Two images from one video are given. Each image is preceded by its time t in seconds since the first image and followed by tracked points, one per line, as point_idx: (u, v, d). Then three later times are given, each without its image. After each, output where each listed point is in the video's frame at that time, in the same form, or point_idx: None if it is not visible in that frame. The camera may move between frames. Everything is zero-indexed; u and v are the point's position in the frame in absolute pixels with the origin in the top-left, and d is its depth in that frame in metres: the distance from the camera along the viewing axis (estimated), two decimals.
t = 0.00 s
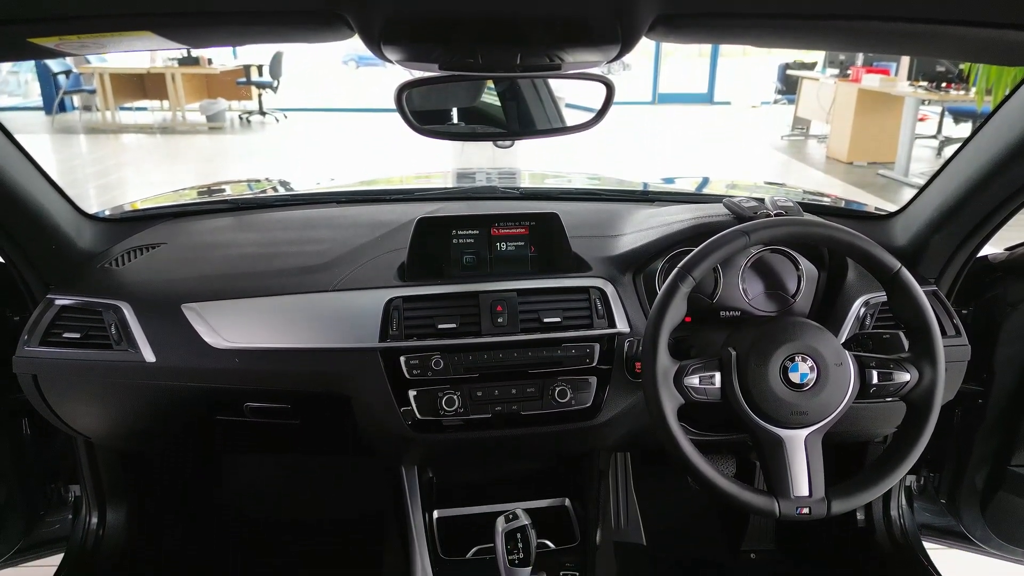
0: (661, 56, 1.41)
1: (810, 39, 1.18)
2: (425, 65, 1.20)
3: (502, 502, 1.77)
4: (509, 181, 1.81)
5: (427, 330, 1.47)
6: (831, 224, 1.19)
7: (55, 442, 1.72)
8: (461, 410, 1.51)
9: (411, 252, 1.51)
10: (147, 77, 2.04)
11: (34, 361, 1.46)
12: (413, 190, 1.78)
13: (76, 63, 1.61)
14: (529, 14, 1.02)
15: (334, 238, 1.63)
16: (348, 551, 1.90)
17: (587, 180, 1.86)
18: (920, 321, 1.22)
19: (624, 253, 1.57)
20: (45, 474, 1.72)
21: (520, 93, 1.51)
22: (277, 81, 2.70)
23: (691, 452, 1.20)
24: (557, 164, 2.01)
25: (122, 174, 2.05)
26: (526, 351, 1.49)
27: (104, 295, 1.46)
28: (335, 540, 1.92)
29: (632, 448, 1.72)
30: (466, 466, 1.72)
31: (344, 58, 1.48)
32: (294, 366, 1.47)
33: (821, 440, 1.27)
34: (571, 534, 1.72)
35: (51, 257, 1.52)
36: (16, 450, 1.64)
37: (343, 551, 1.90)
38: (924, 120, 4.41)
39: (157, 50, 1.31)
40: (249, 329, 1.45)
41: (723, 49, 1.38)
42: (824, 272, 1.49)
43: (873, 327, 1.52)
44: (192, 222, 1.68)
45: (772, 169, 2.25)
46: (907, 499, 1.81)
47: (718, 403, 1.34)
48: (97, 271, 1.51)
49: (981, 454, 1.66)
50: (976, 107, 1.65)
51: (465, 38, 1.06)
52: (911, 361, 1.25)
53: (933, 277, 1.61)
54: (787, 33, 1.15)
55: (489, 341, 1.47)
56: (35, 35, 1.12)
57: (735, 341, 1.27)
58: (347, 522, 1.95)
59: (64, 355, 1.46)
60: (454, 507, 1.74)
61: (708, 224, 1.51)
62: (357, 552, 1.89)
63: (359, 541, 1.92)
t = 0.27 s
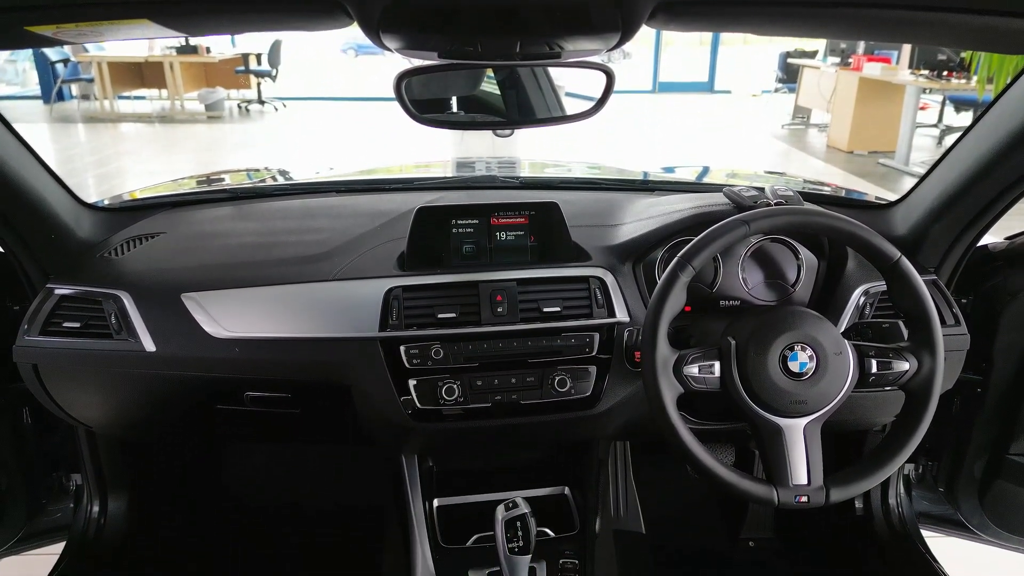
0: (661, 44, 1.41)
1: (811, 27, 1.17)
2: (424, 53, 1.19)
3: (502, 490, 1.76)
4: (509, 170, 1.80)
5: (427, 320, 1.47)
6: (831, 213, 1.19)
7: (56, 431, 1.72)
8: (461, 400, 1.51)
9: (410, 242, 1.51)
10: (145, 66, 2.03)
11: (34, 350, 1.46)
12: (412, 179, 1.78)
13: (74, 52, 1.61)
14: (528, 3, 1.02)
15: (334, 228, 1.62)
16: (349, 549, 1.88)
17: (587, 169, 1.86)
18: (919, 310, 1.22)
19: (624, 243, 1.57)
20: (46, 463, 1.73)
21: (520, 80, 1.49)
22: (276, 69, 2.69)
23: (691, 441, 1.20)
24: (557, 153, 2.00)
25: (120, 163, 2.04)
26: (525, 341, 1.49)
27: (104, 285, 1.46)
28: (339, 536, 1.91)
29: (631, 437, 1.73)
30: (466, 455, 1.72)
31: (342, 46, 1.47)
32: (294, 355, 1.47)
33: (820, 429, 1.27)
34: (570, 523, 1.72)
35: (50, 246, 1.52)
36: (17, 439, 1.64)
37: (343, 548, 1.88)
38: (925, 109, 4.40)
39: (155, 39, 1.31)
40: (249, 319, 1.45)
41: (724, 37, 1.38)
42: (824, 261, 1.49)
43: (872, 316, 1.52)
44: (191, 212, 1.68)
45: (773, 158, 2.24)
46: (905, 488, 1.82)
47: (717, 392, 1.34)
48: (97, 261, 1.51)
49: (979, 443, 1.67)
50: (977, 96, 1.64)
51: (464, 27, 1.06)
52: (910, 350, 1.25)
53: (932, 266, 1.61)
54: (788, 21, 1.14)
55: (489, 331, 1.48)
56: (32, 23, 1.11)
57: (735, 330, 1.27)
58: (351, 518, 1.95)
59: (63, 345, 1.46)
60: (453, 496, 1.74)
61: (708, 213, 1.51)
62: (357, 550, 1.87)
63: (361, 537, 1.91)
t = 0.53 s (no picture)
0: (661, 33, 1.40)
1: (811, 15, 1.17)
2: (423, 42, 1.19)
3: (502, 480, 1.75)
4: (509, 159, 1.80)
5: (427, 309, 1.47)
6: (831, 202, 1.19)
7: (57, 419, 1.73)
8: (461, 389, 1.51)
9: (410, 231, 1.51)
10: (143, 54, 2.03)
11: (35, 340, 1.46)
12: (412, 168, 1.77)
13: (72, 40, 1.60)
14: None
15: (333, 217, 1.62)
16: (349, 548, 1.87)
17: (587, 158, 1.86)
18: (919, 299, 1.23)
19: (624, 232, 1.57)
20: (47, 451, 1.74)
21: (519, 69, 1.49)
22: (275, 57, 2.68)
23: (690, 430, 1.20)
24: (557, 142, 2.00)
25: (119, 152, 2.04)
26: (525, 330, 1.49)
27: (103, 274, 1.46)
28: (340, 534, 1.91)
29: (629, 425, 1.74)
30: (466, 444, 1.73)
31: (341, 35, 1.46)
32: (294, 345, 1.47)
33: (819, 417, 1.27)
34: (570, 510, 1.72)
35: (49, 236, 1.52)
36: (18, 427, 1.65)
37: (342, 548, 1.87)
38: (927, 98, 4.39)
39: (153, 27, 1.30)
40: (248, 308, 1.46)
41: (724, 26, 1.37)
42: (823, 250, 1.49)
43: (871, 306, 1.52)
44: (190, 201, 1.68)
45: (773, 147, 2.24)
46: (904, 476, 1.83)
47: (717, 381, 1.35)
48: (96, 250, 1.51)
49: (977, 431, 1.67)
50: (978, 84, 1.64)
51: (464, 14, 1.05)
52: (909, 340, 1.25)
53: (932, 255, 1.61)
54: (789, 9, 1.14)
55: (489, 320, 1.48)
56: (29, 11, 1.11)
57: (734, 319, 1.28)
58: (351, 517, 1.94)
59: (64, 334, 1.46)
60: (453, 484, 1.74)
61: (707, 202, 1.51)
62: (357, 550, 1.87)
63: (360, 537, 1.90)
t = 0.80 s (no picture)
0: (662, 21, 1.40)
1: (812, 3, 1.16)
2: (421, 30, 1.18)
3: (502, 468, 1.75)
4: (509, 148, 1.79)
5: (426, 298, 1.47)
6: (830, 190, 1.19)
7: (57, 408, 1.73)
8: (460, 378, 1.52)
9: (409, 220, 1.50)
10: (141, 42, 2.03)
11: (35, 329, 1.46)
12: (411, 157, 1.77)
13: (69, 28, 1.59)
14: None
15: (332, 206, 1.62)
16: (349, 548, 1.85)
17: (587, 147, 1.86)
18: (918, 288, 1.22)
19: (623, 221, 1.57)
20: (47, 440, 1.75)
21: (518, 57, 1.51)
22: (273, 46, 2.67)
23: (689, 418, 1.21)
24: (557, 130, 1.99)
25: (118, 142, 2.03)
26: (525, 320, 1.49)
27: (102, 264, 1.46)
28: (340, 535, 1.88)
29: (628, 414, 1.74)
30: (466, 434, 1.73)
31: (340, 23, 1.46)
32: (293, 334, 1.47)
33: (818, 406, 1.28)
34: (569, 499, 1.72)
35: (48, 225, 1.51)
36: (18, 417, 1.65)
37: (342, 548, 1.85)
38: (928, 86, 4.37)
39: (150, 15, 1.30)
40: (248, 298, 1.46)
41: (725, 14, 1.36)
42: (823, 239, 1.49)
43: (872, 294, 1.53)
44: (189, 190, 1.67)
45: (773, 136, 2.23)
46: (902, 465, 1.84)
47: (716, 370, 1.35)
48: (95, 240, 1.51)
49: (976, 420, 1.68)
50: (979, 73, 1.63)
51: (463, 2, 1.05)
52: (908, 329, 1.25)
53: (932, 244, 1.61)
54: None
55: (488, 310, 1.48)
56: None
57: (734, 308, 1.28)
58: (350, 517, 1.93)
59: (63, 324, 1.46)
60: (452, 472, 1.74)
61: (707, 191, 1.51)
62: (357, 550, 1.85)
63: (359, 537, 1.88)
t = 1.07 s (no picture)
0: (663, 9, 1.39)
1: None
2: (420, 18, 1.18)
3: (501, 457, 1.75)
4: (508, 137, 1.79)
5: (426, 288, 1.47)
6: (830, 179, 1.19)
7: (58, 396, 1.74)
8: (460, 367, 1.52)
9: (408, 210, 1.50)
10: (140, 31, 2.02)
11: (35, 318, 1.46)
12: (411, 146, 1.76)
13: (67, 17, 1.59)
14: None
15: (331, 196, 1.62)
16: (349, 545, 1.84)
17: (587, 136, 1.85)
18: (918, 278, 1.23)
19: (623, 210, 1.57)
20: (49, 429, 1.76)
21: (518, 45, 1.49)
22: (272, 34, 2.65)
23: (688, 408, 1.21)
24: (557, 119, 1.99)
25: (116, 130, 2.03)
26: (525, 309, 1.49)
27: (102, 253, 1.46)
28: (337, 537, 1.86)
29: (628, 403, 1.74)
30: (465, 423, 1.74)
31: (338, 11, 1.45)
32: (293, 323, 1.47)
33: (817, 395, 1.28)
34: (569, 487, 1.73)
35: (47, 214, 1.51)
36: (19, 406, 1.66)
37: (342, 544, 1.84)
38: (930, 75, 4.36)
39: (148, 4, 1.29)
40: (248, 287, 1.46)
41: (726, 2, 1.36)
42: (823, 228, 1.48)
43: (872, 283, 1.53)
44: (188, 179, 1.67)
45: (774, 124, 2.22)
46: (901, 453, 1.87)
47: (715, 359, 1.35)
48: (95, 229, 1.51)
49: (974, 409, 1.68)
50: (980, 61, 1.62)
51: None
52: (908, 318, 1.26)
53: (932, 233, 1.61)
54: None
55: (488, 299, 1.48)
56: None
57: (733, 297, 1.28)
58: (351, 513, 1.92)
59: (63, 313, 1.46)
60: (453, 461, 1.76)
61: (707, 181, 1.50)
62: (357, 545, 1.83)
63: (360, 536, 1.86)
